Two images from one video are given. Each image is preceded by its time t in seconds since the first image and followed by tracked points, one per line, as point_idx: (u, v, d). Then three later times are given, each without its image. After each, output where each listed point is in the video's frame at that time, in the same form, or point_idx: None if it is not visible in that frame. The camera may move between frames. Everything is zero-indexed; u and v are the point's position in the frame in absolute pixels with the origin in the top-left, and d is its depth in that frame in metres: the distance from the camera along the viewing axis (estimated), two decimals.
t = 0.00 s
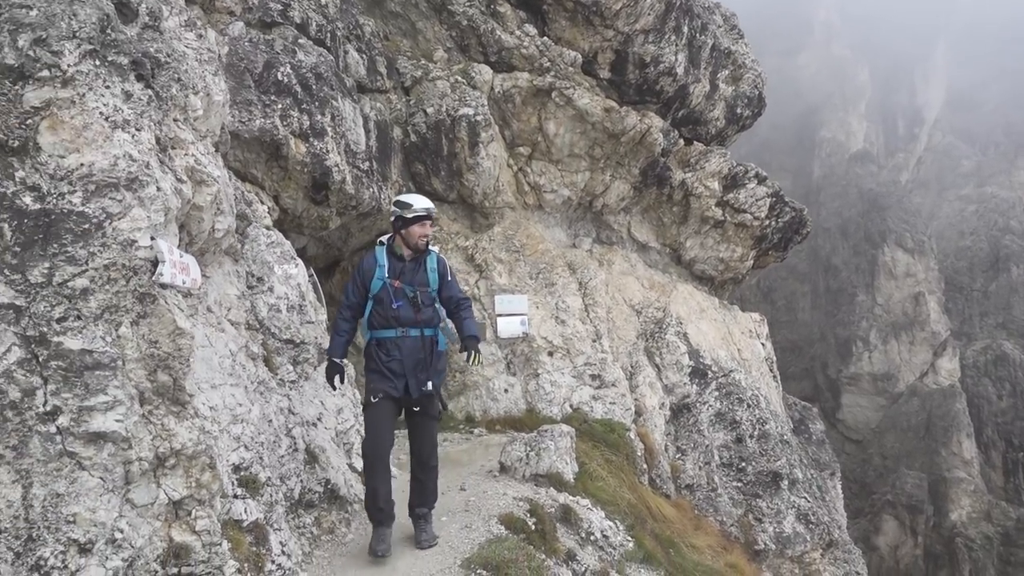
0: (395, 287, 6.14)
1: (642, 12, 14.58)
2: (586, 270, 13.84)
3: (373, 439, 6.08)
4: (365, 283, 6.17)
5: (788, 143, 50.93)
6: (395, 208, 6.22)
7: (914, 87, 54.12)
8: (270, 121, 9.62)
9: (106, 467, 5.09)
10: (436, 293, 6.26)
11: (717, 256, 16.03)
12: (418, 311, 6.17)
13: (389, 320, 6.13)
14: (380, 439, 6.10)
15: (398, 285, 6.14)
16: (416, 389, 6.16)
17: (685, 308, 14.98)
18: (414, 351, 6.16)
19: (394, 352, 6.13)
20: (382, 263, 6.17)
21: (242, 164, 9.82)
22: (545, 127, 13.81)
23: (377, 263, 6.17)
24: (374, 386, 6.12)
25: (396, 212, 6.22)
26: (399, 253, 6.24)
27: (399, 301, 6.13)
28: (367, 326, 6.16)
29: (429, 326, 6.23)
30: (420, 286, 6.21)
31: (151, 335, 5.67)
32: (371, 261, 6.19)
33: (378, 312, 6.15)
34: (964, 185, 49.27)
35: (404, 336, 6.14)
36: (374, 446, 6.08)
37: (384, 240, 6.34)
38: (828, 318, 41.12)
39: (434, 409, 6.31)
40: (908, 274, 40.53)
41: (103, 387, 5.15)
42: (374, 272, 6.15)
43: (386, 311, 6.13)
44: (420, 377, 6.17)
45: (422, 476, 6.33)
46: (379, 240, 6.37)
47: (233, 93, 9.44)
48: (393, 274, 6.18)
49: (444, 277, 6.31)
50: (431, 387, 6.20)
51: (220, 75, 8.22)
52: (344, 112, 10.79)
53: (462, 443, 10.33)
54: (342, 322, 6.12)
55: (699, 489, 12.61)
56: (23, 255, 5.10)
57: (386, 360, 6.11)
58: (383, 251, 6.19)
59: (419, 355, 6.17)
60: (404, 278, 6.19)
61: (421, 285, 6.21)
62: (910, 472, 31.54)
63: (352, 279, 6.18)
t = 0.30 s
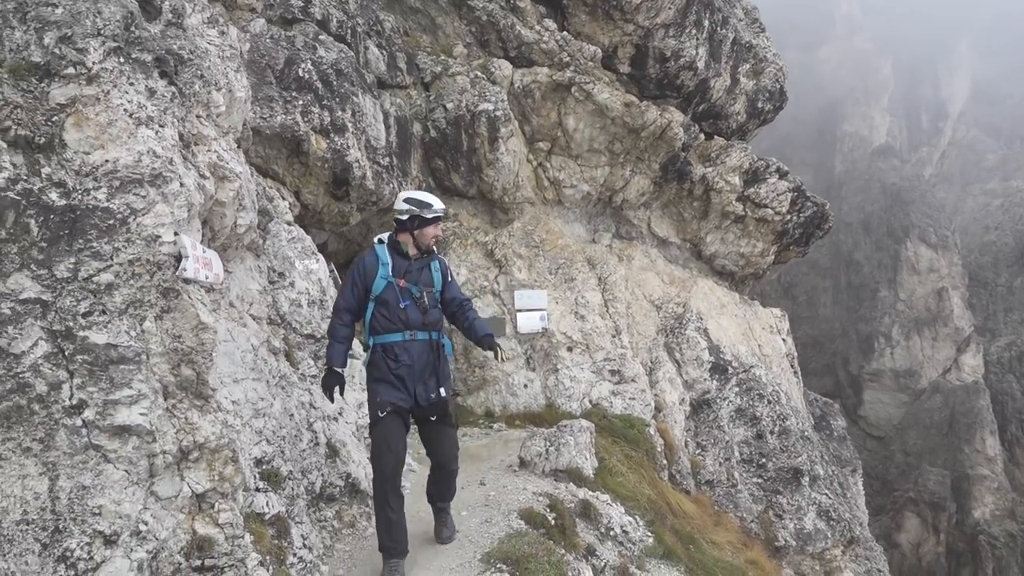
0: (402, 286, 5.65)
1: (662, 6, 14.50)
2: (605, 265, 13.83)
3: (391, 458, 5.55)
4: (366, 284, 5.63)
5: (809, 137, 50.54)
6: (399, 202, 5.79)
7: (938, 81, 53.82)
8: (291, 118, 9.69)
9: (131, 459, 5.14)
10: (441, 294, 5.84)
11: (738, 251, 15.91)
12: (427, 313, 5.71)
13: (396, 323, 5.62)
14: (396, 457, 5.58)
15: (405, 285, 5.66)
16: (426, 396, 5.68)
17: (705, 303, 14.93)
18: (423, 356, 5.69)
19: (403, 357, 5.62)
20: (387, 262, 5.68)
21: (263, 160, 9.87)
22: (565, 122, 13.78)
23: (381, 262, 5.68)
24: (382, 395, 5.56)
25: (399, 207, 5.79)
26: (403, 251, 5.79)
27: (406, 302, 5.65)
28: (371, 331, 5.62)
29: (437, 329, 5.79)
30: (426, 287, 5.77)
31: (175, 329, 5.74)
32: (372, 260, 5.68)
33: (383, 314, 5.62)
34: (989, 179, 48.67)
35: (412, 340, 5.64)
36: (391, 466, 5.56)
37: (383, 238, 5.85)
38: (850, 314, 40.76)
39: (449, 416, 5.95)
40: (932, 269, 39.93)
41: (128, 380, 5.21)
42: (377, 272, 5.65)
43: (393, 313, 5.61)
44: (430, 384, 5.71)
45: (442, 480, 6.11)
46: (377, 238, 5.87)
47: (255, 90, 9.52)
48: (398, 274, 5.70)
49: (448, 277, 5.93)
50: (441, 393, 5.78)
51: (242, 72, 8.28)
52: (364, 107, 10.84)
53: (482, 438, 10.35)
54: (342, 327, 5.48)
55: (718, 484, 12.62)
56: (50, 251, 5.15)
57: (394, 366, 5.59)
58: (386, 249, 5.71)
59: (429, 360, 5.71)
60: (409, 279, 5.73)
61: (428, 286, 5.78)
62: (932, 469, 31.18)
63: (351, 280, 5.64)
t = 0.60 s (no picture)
0: (401, 280, 5.12)
1: None
2: (623, 261, 13.79)
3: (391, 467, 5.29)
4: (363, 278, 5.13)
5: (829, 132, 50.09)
6: (394, 189, 5.27)
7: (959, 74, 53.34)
8: (309, 115, 9.73)
9: (153, 455, 5.18)
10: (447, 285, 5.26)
11: (756, 247, 15.81)
12: (428, 307, 5.16)
13: (394, 319, 5.10)
14: (398, 466, 5.29)
15: (404, 278, 5.12)
16: (427, 394, 5.06)
17: (724, 299, 14.85)
18: (424, 352, 5.11)
19: (402, 354, 5.08)
20: (384, 255, 5.17)
21: (281, 157, 9.90)
22: (582, 117, 13.72)
23: (378, 254, 5.17)
24: (379, 398, 5.14)
25: (394, 195, 5.27)
26: (402, 242, 5.27)
27: (405, 296, 5.12)
28: (369, 327, 5.14)
29: (441, 323, 5.22)
30: (428, 278, 5.20)
31: (196, 325, 5.78)
32: (369, 253, 5.18)
33: (382, 310, 5.13)
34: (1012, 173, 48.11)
35: (412, 335, 5.09)
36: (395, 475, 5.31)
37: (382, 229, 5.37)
38: (870, 309, 40.39)
39: (451, 407, 5.18)
40: (954, 265, 39.55)
41: (149, 376, 5.25)
42: (374, 264, 5.14)
43: (391, 308, 5.10)
44: (431, 380, 5.09)
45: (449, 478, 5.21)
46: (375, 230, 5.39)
47: (273, 87, 9.55)
48: (396, 267, 5.18)
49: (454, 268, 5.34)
50: (443, 388, 5.10)
51: (260, 69, 8.33)
52: (381, 104, 10.88)
53: (500, 433, 10.36)
54: (345, 316, 4.87)
55: (738, 481, 12.55)
56: (72, 248, 5.20)
57: (391, 363, 5.06)
58: (383, 241, 5.20)
59: (430, 356, 5.12)
60: (408, 271, 5.20)
61: (430, 277, 5.20)
62: (955, 467, 30.82)
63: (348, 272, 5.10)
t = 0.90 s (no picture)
0: (410, 280, 4.88)
1: None
2: (640, 257, 13.76)
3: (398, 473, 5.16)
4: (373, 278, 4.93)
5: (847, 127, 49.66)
6: (404, 184, 5.03)
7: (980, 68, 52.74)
8: (327, 112, 9.78)
9: (175, 450, 5.24)
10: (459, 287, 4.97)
11: (774, 242, 15.72)
12: (437, 310, 4.87)
13: (402, 323, 4.86)
14: (405, 476, 5.17)
15: (413, 279, 4.88)
16: (432, 407, 4.83)
17: (742, 295, 14.78)
18: (432, 360, 4.85)
19: (409, 361, 4.85)
20: (393, 253, 4.92)
21: (300, 154, 9.97)
22: (599, 113, 13.68)
23: (388, 252, 4.93)
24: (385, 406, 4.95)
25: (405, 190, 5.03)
26: (413, 240, 5.03)
27: (413, 298, 4.87)
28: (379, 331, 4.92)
29: (453, 329, 4.93)
30: (439, 279, 4.92)
31: (217, 321, 5.83)
32: (379, 252, 4.96)
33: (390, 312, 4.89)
34: None
35: (419, 341, 4.85)
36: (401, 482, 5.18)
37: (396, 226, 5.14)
38: (889, 305, 40.03)
39: (456, 434, 4.97)
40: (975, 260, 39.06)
41: (171, 372, 5.31)
42: (383, 263, 4.92)
43: (399, 311, 4.85)
44: (438, 393, 4.85)
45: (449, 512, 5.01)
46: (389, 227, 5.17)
47: (292, 84, 9.61)
48: (405, 267, 4.94)
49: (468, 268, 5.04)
50: (449, 403, 4.85)
51: (279, 67, 8.37)
52: (399, 101, 10.92)
53: (518, 430, 10.38)
54: (359, 315, 4.60)
55: (756, 478, 12.54)
56: (95, 245, 5.24)
57: (397, 371, 4.84)
58: (393, 239, 4.97)
59: (439, 364, 4.85)
60: (419, 272, 4.95)
61: (441, 278, 4.93)
62: (975, 464, 30.36)
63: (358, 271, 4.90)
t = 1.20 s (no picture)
0: (427, 273, 4.52)
1: None
2: (656, 254, 13.74)
3: (414, 481, 4.40)
4: (388, 270, 4.56)
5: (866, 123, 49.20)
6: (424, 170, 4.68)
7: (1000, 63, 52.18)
8: (343, 109, 9.81)
9: (194, 446, 5.28)
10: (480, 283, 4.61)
11: (792, 239, 15.61)
12: (456, 306, 4.51)
13: (418, 319, 4.47)
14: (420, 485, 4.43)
15: (430, 273, 4.52)
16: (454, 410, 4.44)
17: (759, 292, 14.71)
18: (450, 360, 4.46)
19: (425, 360, 4.44)
20: (410, 244, 4.57)
21: (317, 151, 10.01)
22: (615, 110, 13.64)
23: (403, 243, 4.57)
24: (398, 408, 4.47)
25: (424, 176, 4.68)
26: (432, 231, 4.67)
27: (431, 293, 4.49)
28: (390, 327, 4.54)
29: (472, 327, 4.55)
30: (459, 274, 4.57)
31: (235, 318, 5.87)
32: (394, 242, 4.62)
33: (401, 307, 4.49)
34: None
35: (437, 338, 4.45)
36: (411, 495, 4.39)
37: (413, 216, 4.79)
38: (907, 304, 39.18)
39: (478, 438, 4.65)
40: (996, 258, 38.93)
41: (190, 368, 5.37)
42: (398, 254, 4.56)
43: (414, 307, 4.47)
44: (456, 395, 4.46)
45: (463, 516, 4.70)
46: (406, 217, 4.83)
47: (309, 82, 9.65)
48: (424, 258, 4.58)
49: (489, 263, 4.68)
50: (472, 406, 4.48)
51: (296, 64, 8.41)
52: (415, 98, 10.92)
53: (534, 427, 10.38)
54: (365, 323, 4.45)
55: (773, 477, 12.36)
56: (115, 242, 5.29)
57: (412, 370, 4.44)
58: (411, 229, 4.62)
59: (456, 365, 4.46)
60: (437, 265, 4.58)
61: (461, 273, 4.58)
62: (996, 464, 29.94)
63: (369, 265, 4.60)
